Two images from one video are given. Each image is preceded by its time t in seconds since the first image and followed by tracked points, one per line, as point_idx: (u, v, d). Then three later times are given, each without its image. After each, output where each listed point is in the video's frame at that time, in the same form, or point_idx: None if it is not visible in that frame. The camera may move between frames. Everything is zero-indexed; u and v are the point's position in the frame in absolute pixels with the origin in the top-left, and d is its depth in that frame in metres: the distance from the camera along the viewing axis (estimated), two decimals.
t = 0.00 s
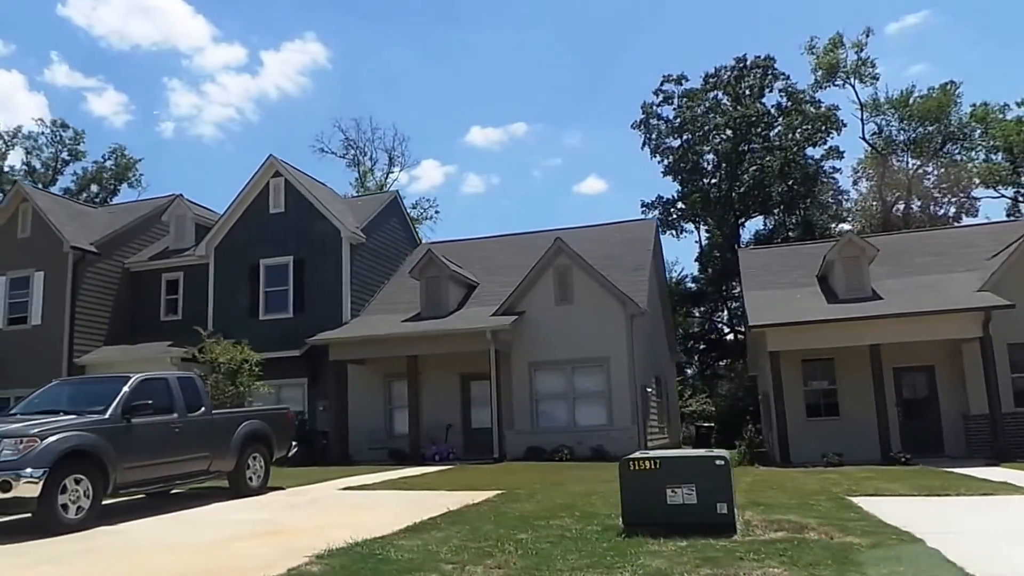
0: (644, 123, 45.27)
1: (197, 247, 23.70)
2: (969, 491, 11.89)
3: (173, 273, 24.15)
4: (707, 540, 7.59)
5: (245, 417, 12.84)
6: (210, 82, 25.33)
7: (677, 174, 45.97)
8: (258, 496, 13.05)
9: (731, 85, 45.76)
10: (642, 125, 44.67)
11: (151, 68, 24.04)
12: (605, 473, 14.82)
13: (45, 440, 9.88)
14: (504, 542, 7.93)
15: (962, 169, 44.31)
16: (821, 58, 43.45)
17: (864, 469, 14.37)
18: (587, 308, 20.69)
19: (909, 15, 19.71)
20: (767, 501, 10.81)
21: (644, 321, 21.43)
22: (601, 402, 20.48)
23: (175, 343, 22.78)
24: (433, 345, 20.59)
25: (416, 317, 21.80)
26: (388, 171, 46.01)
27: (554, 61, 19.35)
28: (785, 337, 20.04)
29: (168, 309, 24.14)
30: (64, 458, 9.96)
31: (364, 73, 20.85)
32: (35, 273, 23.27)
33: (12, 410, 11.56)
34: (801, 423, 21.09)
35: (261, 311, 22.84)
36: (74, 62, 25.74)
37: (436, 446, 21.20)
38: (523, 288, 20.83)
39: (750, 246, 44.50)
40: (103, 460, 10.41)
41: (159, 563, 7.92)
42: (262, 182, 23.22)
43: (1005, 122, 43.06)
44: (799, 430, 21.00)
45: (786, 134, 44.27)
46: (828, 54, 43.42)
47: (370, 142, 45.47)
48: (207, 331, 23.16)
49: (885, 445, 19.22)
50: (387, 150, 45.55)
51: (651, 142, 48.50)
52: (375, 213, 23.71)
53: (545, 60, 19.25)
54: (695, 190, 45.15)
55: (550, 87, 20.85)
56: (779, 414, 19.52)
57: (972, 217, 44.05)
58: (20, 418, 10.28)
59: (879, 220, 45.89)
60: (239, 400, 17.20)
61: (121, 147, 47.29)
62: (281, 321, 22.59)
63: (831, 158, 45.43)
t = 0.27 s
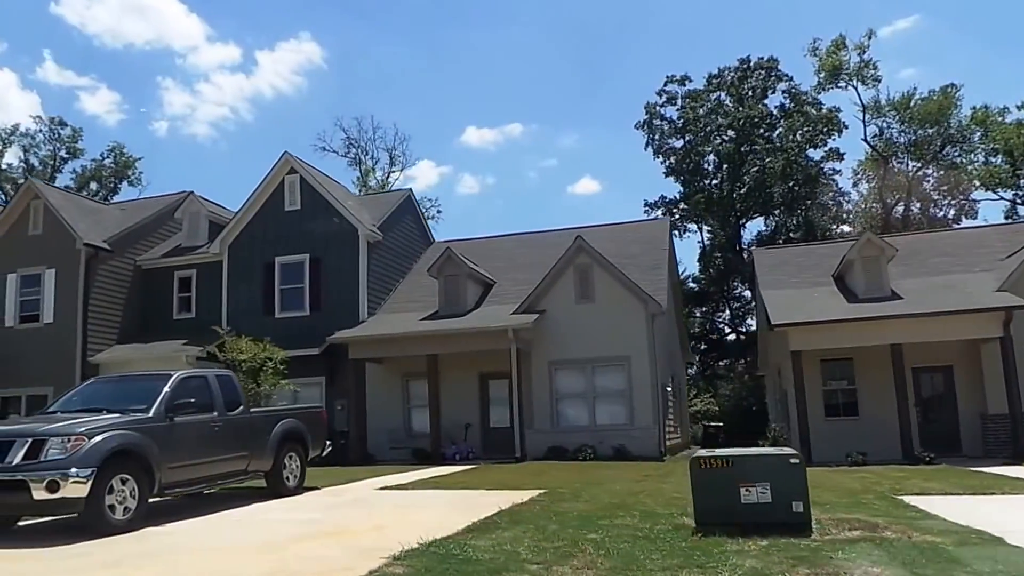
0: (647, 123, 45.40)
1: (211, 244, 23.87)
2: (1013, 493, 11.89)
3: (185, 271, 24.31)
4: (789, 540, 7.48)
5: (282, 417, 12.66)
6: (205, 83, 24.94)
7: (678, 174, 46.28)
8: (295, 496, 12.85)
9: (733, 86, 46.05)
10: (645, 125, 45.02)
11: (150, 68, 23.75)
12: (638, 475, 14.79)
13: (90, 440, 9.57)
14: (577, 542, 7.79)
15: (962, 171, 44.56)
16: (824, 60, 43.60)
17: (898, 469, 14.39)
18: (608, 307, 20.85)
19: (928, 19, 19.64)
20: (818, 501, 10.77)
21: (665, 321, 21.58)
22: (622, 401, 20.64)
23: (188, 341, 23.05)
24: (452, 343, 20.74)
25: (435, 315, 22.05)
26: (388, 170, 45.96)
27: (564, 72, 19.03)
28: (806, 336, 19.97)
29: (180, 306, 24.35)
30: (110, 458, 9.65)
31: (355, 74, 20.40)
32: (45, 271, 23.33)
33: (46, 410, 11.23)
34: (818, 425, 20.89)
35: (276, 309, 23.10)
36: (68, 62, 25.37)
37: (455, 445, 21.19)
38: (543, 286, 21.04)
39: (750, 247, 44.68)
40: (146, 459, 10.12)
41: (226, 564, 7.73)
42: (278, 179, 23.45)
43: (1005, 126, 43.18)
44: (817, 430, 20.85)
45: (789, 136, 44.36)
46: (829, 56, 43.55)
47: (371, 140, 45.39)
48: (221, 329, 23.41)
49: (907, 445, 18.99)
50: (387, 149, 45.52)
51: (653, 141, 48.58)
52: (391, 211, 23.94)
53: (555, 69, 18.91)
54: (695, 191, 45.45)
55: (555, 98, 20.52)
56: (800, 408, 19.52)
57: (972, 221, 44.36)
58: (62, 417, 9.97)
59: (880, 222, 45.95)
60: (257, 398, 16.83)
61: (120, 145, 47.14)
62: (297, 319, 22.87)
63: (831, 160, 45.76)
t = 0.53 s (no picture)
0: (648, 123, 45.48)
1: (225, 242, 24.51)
2: None
3: (197, 269, 24.99)
4: (868, 540, 7.42)
5: (319, 414, 12.63)
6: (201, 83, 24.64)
7: (679, 175, 46.44)
8: (333, 496, 12.75)
9: (734, 87, 46.04)
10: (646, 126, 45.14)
11: (146, 66, 23.50)
12: (670, 473, 14.80)
13: (140, 439, 9.40)
14: (649, 540, 7.72)
15: (959, 173, 44.58)
16: (824, 61, 43.37)
17: (930, 467, 14.40)
18: (629, 306, 21.18)
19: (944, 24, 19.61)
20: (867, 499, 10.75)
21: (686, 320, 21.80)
22: (641, 399, 20.98)
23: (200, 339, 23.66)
24: (476, 341, 21.00)
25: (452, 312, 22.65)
26: (388, 169, 46.02)
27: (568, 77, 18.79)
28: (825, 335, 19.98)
29: (192, 304, 25.03)
30: (159, 457, 9.47)
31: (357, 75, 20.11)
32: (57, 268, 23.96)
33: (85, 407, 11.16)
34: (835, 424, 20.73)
35: (291, 306, 23.79)
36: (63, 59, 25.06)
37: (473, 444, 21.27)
38: (562, 284, 21.39)
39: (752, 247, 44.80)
40: (192, 459, 9.95)
41: (293, 562, 7.65)
42: (292, 176, 24.19)
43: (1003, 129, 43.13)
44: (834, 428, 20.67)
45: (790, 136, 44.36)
46: (830, 58, 43.39)
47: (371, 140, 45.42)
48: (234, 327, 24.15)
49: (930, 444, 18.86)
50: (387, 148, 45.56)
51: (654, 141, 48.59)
52: (405, 209, 24.47)
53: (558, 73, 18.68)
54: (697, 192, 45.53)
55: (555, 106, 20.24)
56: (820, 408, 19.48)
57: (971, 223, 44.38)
58: (108, 416, 9.81)
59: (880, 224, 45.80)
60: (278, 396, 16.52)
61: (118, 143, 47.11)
62: (312, 317, 23.59)
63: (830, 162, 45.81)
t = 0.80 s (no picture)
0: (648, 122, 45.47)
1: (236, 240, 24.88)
2: None
3: (208, 267, 25.35)
4: (949, 536, 7.36)
5: (355, 411, 12.64)
6: (191, 80, 24.39)
7: (678, 175, 46.46)
8: (366, 495, 12.67)
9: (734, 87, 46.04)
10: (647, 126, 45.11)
11: (137, 63, 23.23)
12: (703, 470, 14.78)
13: (189, 436, 9.23)
14: (720, 537, 7.64)
15: (956, 174, 44.34)
16: (824, 63, 42.78)
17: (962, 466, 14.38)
18: (646, 304, 21.42)
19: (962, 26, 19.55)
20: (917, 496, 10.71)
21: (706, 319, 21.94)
22: (660, 397, 21.14)
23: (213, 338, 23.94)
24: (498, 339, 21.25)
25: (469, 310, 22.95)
26: (387, 169, 46.07)
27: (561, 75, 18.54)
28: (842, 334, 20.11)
29: (202, 301, 25.36)
30: (207, 455, 9.26)
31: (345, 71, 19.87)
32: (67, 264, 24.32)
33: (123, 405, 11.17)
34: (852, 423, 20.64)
35: (304, 304, 24.13)
36: (53, 56, 24.80)
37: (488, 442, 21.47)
38: (580, 283, 21.62)
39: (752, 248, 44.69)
40: (239, 457, 9.78)
41: (362, 558, 7.56)
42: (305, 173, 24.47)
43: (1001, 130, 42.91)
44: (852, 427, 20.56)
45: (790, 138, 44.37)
46: (830, 59, 42.80)
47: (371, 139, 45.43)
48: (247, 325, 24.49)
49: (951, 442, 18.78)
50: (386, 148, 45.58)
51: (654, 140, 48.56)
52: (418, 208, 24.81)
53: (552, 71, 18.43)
54: (695, 192, 45.75)
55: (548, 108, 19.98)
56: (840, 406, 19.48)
57: (969, 222, 44.25)
58: (153, 415, 9.63)
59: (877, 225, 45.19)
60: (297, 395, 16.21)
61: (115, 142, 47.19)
62: (326, 315, 23.92)
63: (827, 162, 45.65)
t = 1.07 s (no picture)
0: (648, 121, 45.39)
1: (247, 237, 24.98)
2: None
3: (218, 263, 25.41)
4: None
5: (391, 408, 12.65)
6: (183, 78, 24.05)
7: (676, 174, 46.43)
8: (401, 493, 12.63)
9: (733, 87, 45.97)
10: (646, 125, 45.03)
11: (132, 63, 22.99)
12: (735, 471, 14.68)
13: (242, 435, 9.12)
14: (791, 533, 7.58)
15: (953, 173, 43.24)
16: (821, 63, 42.05)
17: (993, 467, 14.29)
18: (663, 301, 21.40)
19: (978, 25, 19.42)
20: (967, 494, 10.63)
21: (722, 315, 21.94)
22: (677, 394, 21.13)
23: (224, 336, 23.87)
24: (516, 336, 21.19)
25: (483, 307, 23.03)
26: (385, 167, 46.03)
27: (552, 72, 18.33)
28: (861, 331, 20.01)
29: (212, 298, 25.43)
30: (260, 454, 9.16)
31: (336, 70, 19.66)
32: (75, 261, 24.21)
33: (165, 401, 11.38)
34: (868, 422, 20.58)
35: (316, 302, 24.24)
36: (44, 52, 24.55)
37: (506, 440, 21.58)
38: (596, 281, 21.56)
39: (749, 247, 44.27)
40: (288, 455, 9.68)
41: (434, 555, 7.48)
42: (317, 170, 24.67)
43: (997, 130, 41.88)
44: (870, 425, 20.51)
45: (790, 138, 44.31)
46: (828, 60, 42.07)
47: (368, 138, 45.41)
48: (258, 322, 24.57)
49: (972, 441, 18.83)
50: (385, 146, 45.54)
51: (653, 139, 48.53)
52: (428, 206, 25.06)
53: (542, 68, 18.22)
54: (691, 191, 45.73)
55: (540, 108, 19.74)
56: (859, 406, 19.68)
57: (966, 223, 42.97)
58: (200, 414, 9.52)
59: (873, 224, 43.73)
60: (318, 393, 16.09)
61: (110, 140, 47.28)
62: (339, 312, 24.05)
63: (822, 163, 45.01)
